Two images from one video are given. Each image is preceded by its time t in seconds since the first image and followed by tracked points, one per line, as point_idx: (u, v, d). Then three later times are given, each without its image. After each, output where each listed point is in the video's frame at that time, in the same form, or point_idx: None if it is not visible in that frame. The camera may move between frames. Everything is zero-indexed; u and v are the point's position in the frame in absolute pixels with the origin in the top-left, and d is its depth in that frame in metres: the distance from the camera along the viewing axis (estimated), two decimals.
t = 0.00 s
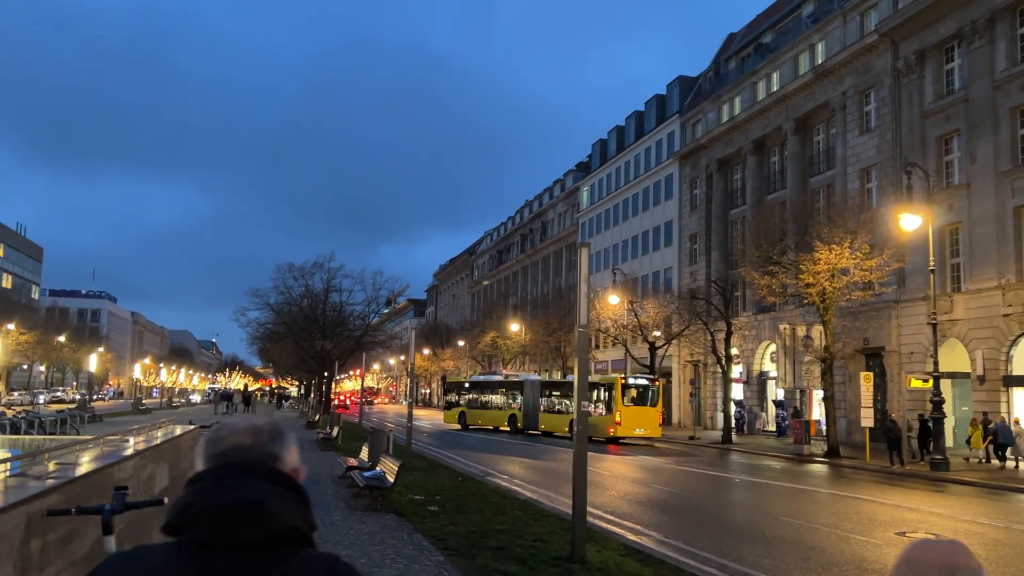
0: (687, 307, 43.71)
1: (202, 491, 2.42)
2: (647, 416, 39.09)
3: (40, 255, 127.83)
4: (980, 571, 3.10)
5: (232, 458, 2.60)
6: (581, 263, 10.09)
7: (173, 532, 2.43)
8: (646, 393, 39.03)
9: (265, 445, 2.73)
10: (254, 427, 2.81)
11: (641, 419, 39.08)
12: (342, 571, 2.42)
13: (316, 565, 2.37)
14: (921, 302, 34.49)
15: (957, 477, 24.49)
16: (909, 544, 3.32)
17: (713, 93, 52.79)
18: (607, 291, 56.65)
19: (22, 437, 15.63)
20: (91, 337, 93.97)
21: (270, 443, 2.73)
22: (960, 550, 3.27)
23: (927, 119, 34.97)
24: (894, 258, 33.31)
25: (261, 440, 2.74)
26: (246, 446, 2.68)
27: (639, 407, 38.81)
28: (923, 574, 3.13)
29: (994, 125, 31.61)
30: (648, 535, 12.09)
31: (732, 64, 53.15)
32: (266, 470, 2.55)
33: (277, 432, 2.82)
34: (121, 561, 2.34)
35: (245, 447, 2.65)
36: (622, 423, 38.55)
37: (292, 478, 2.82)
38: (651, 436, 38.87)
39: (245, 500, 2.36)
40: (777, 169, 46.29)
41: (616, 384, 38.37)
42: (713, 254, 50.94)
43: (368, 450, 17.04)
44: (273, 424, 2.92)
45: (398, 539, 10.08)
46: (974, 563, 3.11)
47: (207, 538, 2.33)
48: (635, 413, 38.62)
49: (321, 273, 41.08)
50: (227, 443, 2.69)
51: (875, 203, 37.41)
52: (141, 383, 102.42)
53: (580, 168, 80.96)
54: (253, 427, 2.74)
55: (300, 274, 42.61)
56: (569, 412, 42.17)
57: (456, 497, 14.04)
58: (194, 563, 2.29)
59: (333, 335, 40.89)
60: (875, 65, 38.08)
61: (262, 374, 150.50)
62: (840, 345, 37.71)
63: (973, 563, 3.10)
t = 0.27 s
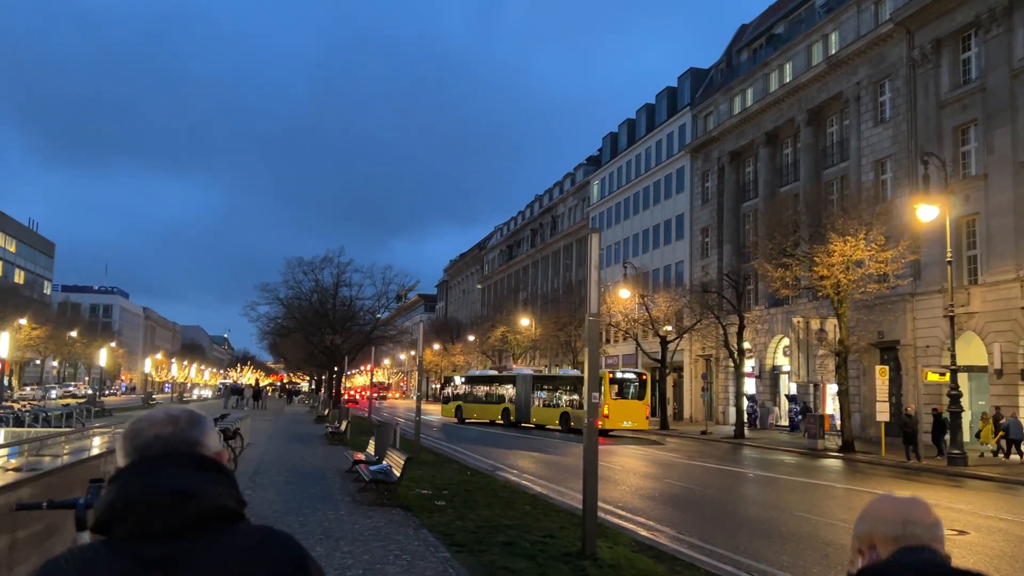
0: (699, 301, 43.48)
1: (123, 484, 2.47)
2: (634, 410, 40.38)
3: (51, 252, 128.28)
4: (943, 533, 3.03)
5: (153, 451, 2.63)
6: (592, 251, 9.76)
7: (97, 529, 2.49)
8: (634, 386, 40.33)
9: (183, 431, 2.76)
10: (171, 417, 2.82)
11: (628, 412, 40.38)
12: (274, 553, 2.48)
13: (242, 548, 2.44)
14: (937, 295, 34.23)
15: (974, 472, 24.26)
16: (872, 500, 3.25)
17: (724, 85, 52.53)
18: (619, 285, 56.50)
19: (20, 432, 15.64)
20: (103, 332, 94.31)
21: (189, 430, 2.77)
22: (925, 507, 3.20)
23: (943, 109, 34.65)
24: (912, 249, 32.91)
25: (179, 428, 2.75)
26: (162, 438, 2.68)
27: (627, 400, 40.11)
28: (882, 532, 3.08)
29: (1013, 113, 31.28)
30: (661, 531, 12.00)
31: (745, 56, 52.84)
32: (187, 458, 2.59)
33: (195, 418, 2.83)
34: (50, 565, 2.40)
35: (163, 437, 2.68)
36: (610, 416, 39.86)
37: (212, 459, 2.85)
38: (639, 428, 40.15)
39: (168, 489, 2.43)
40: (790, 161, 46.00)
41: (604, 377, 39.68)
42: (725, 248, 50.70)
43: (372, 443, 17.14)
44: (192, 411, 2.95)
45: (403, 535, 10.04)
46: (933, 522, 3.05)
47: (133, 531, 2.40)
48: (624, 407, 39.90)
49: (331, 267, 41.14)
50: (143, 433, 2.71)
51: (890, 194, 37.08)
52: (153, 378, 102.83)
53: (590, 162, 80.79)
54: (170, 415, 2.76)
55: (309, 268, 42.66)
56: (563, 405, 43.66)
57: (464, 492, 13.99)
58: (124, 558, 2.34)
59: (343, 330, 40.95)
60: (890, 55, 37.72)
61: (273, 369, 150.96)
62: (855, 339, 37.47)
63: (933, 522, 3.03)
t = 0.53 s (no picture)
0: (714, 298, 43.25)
1: (150, 491, 2.42)
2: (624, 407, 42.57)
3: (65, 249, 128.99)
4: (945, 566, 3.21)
5: (194, 460, 2.60)
6: (610, 241, 9.59)
7: (124, 533, 2.47)
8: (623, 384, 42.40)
9: (232, 449, 2.72)
10: (222, 430, 2.80)
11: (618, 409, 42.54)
12: None
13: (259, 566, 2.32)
14: (956, 291, 33.91)
15: (995, 472, 24.02)
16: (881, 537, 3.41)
17: (739, 79, 52.24)
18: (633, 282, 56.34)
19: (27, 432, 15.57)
20: (117, 330, 94.75)
21: (235, 449, 2.72)
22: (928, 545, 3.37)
23: (963, 102, 34.29)
24: (931, 245, 32.53)
25: (228, 445, 2.72)
26: (208, 451, 2.66)
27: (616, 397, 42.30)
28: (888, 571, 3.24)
29: None
30: (681, 536, 11.87)
31: (759, 50, 52.50)
32: (218, 473, 2.52)
33: (248, 437, 2.81)
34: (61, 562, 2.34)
35: (207, 453, 2.64)
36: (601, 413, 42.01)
37: (255, 485, 2.79)
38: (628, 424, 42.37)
39: (189, 501, 2.35)
40: (806, 156, 45.68)
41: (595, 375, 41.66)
42: (739, 245, 50.42)
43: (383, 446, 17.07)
44: (247, 426, 2.92)
45: (414, 542, 9.89)
46: (939, 561, 3.22)
47: (150, 541, 2.31)
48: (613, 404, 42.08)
49: (343, 265, 41.15)
50: (193, 444, 2.69)
51: (909, 189, 36.71)
52: (166, 375, 103.29)
53: (603, 158, 80.56)
54: (220, 430, 2.73)
55: (321, 266, 42.71)
56: (561, 403, 45.32)
57: (478, 495, 13.88)
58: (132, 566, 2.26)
59: (355, 327, 41.01)
60: (909, 47, 37.32)
61: (285, 366, 151.61)
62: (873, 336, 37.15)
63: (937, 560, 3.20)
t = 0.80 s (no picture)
0: (731, 294, 42.96)
1: (231, 496, 2.60)
2: (617, 402, 43.88)
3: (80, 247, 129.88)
4: (947, 542, 3.17)
5: (279, 470, 2.74)
6: (632, 235, 9.54)
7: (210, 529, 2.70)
8: (615, 380, 43.68)
9: (310, 462, 2.86)
10: (304, 443, 2.94)
11: (611, 405, 43.88)
12: None
13: None
14: (978, 287, 33.56)
15: (1018, 471, 23.74)
16: (881, 513, 3.37)
17: (755, 74, 51.93)
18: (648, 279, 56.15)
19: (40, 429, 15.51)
20: (131, 327, 95.28)
21: (315, 463, 2.86)
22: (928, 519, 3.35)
23: (985, 94, 33.91)
24: (953, 240, 32.20)
25: (307, 459, 2.86)
26: (290, 463, 2.80)
27: (609, 394, 43.59)
28: (895, 544, 3.18)
29: None
30: (705, 537, 11.73)
31: (776, 44, 52.14)
32: (291, 485, 2.62)
33: (324, 452, 2.93)
34: (146, 556, 2.61)
35: (289, 465, 2.79)
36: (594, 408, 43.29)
37: (329, 499, 2.93)
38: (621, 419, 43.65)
39: (262, 515, 2.47)
40: (824, 151, 45.34)
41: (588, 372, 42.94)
42: (756, 241, 50.11)
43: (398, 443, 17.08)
44: (327, 442, 3.06)
45: (431, 543, 9.82)
46: (941, 541, 3.18)
47: (228, 547, 2.47)
48: (606, 400, 43.40)
49: (356, 262, 41.20)
50: (277, 455, 2.83)
51: (930, 184, 36.31)
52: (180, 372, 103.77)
53: (617, 154, 80.31)
54: (302, 444, 2.87)
55: (335, 263, 42.81)
56: (553, 398, 46.30)
57: (494, 493, 13.84)
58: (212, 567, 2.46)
59: (369, 325, 41.09)
60: (929, 39, 36.88)
61: (299, 363, 152.13)
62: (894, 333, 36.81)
63: (938, 536, 3.16)
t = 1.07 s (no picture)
0: (749, 293, 42.66)
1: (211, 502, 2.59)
2: (612, 401, 44.74)
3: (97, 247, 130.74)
4: (899, 557, 3.23)
5: (240, 473, 2.70)
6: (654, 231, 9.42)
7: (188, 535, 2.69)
8: (610, 379, 44.53)
9: (271, 454, 2.82)
10: (260, 436, 2.88)
11: (606, 403, 44.76)
12: None
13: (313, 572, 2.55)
14: (1002, 285, 33.14)
15: None
16: (836, 525, 3.43)
17: (772, 70, 51.57)
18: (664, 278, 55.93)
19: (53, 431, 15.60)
20: (148, 327, 95.75)
21: (276, 453, 2.82)
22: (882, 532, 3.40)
23: (1008, 89, 33.45)
24: (976, 237, 31.74)
25: (267, 451, 2.81)
26: (254, 458, 2.77)
27: (605, 392, 44.45)
28: (845, 559, 3.26)
29: None
30: (726, 545, 11.49)
31: (793, 39, 51.72)
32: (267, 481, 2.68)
33: (283, 441, 2.90)
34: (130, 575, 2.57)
35: (251, 460, 2.75)
36: (589, 407, 44.18)
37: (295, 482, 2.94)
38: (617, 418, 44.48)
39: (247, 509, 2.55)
40: (842, 148, 44.94)
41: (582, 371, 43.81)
42: (773, 239, 49.75)
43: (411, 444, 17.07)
44: (279, 428, 3.00)
45: (445, 551, 9.76)
46: (893, 555, 3.24)
47: (217, 546, 2.53)
48: (602, 398, 44.27)
49: (370, 262, 41.24)
50: (235, 454, 2.78)
51: (952, 181, 35.83)
52: (196, 371, 104.28)
53: (632, 152, 80.04)
54: (260, 437, 2.82)
55: (349, 263, 42.89)
56: (550, 397, 47.42)
57: (510, 498, 13.76)
58: None
59: (383, 324, 41.20)
60: (951, 33, 36.40)
61: (314, 362, 152.67)
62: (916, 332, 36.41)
63: (890, 551, 3.22)
